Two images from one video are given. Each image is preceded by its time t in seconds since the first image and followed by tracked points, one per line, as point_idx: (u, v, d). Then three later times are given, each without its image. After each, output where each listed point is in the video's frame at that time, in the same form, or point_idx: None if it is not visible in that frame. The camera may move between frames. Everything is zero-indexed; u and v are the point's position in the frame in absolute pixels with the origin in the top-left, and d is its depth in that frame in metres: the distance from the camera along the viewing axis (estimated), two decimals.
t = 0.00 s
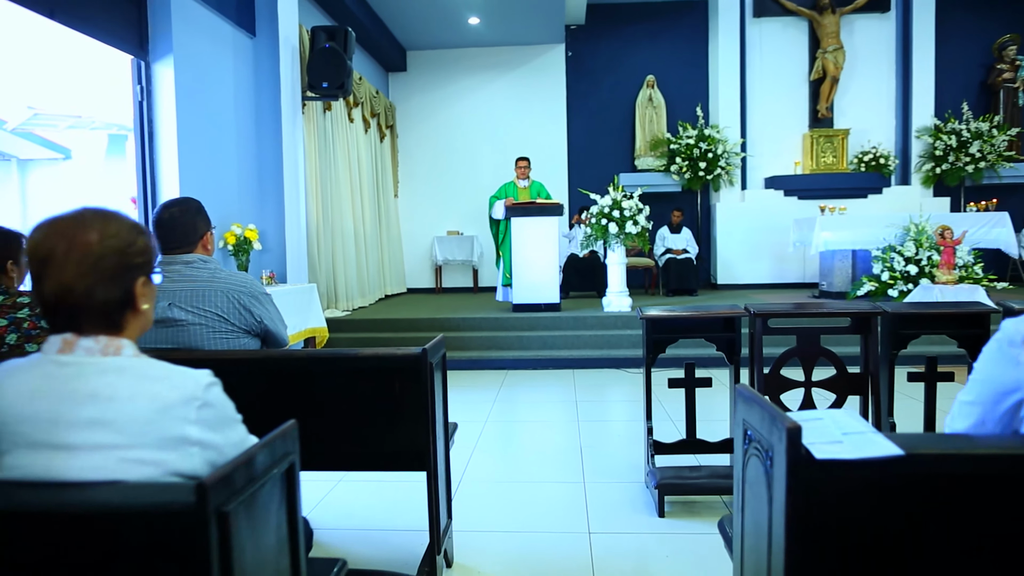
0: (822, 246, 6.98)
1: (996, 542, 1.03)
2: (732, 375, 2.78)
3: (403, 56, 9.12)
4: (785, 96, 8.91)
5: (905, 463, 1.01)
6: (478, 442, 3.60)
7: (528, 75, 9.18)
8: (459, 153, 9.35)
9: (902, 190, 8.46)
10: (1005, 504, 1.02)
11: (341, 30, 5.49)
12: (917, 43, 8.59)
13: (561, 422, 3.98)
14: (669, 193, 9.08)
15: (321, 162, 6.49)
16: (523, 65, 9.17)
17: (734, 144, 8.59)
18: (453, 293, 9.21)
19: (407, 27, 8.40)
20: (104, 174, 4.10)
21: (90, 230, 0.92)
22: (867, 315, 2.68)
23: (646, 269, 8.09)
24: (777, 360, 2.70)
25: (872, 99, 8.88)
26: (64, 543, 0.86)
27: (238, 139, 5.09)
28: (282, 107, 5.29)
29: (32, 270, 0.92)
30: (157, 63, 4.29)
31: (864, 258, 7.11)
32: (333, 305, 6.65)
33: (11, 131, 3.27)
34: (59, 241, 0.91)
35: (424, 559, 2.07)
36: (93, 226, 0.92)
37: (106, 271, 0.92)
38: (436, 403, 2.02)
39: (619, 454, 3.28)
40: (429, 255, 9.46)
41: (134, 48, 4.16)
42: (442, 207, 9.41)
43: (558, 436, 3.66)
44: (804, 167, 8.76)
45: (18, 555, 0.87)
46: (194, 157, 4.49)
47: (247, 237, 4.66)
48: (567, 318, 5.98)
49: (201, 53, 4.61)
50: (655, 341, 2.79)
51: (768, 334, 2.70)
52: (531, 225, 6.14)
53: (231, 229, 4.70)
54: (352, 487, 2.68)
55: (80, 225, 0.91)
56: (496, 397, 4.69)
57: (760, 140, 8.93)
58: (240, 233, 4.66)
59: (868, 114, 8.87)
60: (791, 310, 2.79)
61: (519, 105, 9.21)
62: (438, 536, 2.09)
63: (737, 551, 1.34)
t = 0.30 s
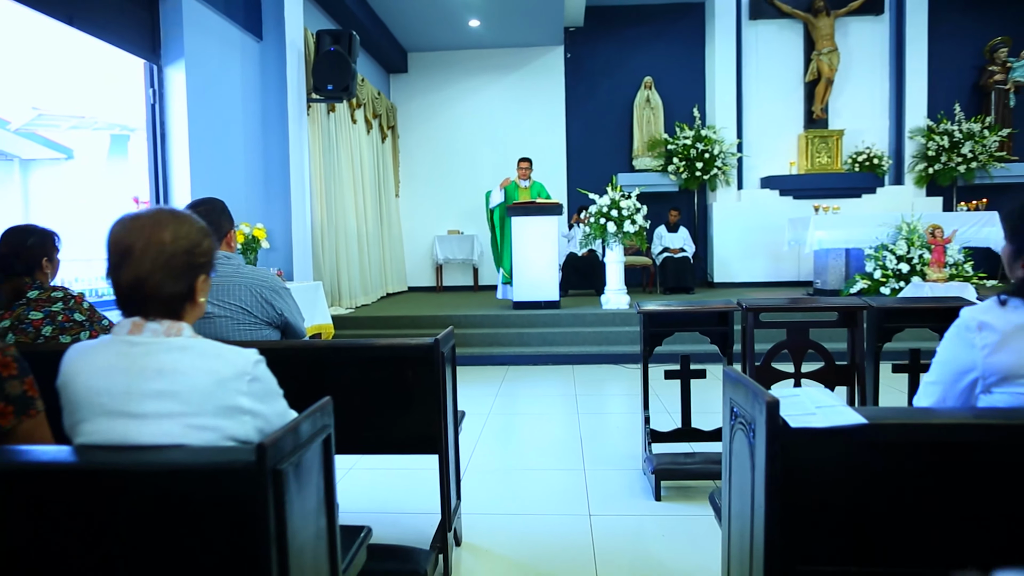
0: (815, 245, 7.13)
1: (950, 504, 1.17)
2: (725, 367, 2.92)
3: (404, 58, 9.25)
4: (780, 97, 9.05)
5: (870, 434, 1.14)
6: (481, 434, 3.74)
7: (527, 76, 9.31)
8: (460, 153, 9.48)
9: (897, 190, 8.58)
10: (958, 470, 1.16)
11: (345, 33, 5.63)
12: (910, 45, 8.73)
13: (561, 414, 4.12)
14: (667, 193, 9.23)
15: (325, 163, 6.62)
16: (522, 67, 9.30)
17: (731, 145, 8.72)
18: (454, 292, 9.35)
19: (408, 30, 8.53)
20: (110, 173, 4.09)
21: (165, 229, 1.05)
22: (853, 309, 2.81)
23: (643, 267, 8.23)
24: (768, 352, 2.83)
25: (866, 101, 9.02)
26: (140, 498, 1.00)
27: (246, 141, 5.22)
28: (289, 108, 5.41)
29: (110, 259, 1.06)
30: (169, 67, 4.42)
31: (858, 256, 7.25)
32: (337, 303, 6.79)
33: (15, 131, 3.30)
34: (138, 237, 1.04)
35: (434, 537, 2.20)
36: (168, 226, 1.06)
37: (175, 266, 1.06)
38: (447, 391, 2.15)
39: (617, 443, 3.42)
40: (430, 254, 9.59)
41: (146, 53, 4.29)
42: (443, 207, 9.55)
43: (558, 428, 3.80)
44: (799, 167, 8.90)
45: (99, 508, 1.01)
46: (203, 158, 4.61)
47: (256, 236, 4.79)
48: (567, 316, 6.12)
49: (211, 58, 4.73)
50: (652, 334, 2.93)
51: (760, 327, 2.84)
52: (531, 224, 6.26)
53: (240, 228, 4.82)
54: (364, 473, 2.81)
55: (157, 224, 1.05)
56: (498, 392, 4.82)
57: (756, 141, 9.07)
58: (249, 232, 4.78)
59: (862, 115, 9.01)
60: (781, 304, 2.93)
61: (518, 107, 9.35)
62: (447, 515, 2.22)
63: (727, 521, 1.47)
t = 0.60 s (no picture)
0: (806, 245, 7.39)
1: (912, 477, 1.30)
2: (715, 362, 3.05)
3: (402, 60, 9.37)
4: (773, 99, 9.19)
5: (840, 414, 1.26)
6: (481, 427, 3.87)
7: (524, 79, 9.45)
8: (457, 154, 9.61)
9: (887, 191, 8.75)
10: (919, 447, 1.29)
11: (347, 38, 5.70)
12: (900, 48, 8.89)
13: (558, 409, 4.26)
14: (661, 194, 9.37)
15: (326, 165, 6.74)
16: (519, 69, 9.43)
17: (724, 147, 8.87)
18: (452, 291, 9.47)
19: (406, 32, 8.65)
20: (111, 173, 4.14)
21: (219, 233, 1.19)
22: (837, 306, 2.95)
23: (638, 267, 8.37)
24: (757, 348, 2.95)
25: (856, 103, 9.18)
26: (192, 469, 1.13)
27: (250, 143, 5.33)
28: (292, 111, 5.53)
29: (169, 255, 1.19)
30: (177, 71, 4.53)
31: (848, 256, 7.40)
32: (338, 301, 6.91)
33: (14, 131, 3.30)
34: (195, 237, 1.18)
35: (440, 520, 2.33)
36: (222, 230, 1.19)
37: (224, 266, 1.18)
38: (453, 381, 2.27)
39: (613, 436, 3.56)
40: (427, 253, 9.72)
41: (155, 58, 4.41)
42: (441, 207, 9.67)
43: (556, 421, 3.93)
44: (791, 168, 9.05)
45: (156, 478, 1.15)
46: (210, 160, 4.73)
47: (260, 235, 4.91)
48: (563, 314, 6.25)
49: (217, 62, 4.85)
50: (646, 330, 3.07)
51: (749, 324, 2.97)
52: (529, 224, 6.38)
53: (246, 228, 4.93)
54: (371, 463, 2.94)
55: (213, 228, 1.19)
56: (496, 388, 4.95)
57: (749, 142, 9.21)
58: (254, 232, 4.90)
59: (853, 117, 9.17)
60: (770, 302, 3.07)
61: (515, 108, 9.49)
62: (453, 499, 2.34)
63: (716, 499, 1.61)
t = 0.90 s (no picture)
0: (802, 245, 7.37)
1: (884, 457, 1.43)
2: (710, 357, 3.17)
3: (403, 63, 9.49)
4: (769, 101, 9.32)
5: (817, 398, 1.39)
6: (483, 422, 3.98)
7: (523, 81, 9.57)
8: (457, 156, 9.74)
9: (881, 192, 8.88)
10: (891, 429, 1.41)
11: (351, 42, 5.87)
12: (894, 52, 9.02)
13: (557, 405, 4.38)
14: (659, 195, 9.50)
15: (329, 167, 6.86)
16: (519, 72, 9.56)
17: (721, 148, 8.99)
18: (452, 291, 9.59)
19: (407, 36, 8.77)
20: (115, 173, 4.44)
21: (257, 236, 1.31)
22: (826, 304, 3.08)
23: (636, 267, 8.49)
24: (749, 344, 3.07)
25: (851, 106, 9.31)
26: (232, 448, 1.26)
27: (257, 146, 5.46)
28: (297, 114, 5.66)
29: (210, 254, 1.31)
30: (186, 76, 4.65)
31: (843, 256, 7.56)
32: (341, 301, 7.03)
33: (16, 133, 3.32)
34: (235, 239, 1.30)
35: (446, 507, 2.45)
36: (259, 234, 1.31)
37: (260, 266, 1.30)
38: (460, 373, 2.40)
39: (610, 430, 3.68)
40: (428, 254, 9.84)
41: (166, 64, 4.53)
42: (442, 208, 9.80)
43: (556, 416, 4.05)
44: (787, 170, 9.17)
45: (199, 456, 1.27)
46: (218, 163, 4.84)
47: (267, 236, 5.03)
48: (562, 313, 6.37)
49: (225, 67, 4.97)
50: (643, 327, 3.20)
51: (741, 320, 3.09)
52: (529, 225, 6.50)
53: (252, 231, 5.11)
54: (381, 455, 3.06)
55: (251, 231, 1.31)
56: (497, 385, 5.07)
57: (745, 144, 9.33)
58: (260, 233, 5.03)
59: (847, 120, 9.30)
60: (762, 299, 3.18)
61: (515, 111, 9.61)
62: (459, 488, 2.46)
63: (707, 482, 1.73)
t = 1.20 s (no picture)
0: (797, 245, 7.53)
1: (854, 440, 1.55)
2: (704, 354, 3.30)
3: (405, 65, 9.62)
4: (766, 103, 9.44)
5: (793, 386, 1.52)
6: (484, 416, 4.12)
7: (524, 83, 9.69)
8: (458, 157, 9.87)
9: (876, 193, 9.00)
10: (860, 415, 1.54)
11: (355, 47, 5.92)
12: (890, 55, 9.13)
13: (557, 400, 4.51)
14: (657, 195, 9.62)
15: (333, 168, 7.00)
16: (519, 74, 9.68)
17: (718, 150, 9.10)
18: (453, 289, 9.73)
19: (409, 38, 8.90)
20: (116, 174, 4.28)
21: (285, 238, 1.44)
22: (815, 302, 3.20)
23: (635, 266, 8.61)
24: (741, 340, 3.20)
25: (847, 108, 9.43)
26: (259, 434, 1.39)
27: (263, 148, 5.58)
28: (302, 117, 5.79)
29: (242, 255, 1.44)
30: (195, 81, 4.78)
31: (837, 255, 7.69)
32: (344, 300, 7.16)
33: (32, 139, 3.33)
34: (265, 241, 1.43)
35: (450, 493, 2.57)
36: (287, 237, 1.45)
37: (287, 266, 1.43)
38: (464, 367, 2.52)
39: (607, 424, 3.81)
40: (430, 253, 9.97)
41: (176, 68, 4.66)
42: (443, 208, 9.92)
43: (555, 411, 4.18)
44: (784, 171, 9.29)
45: (229, 437, 1.39)
46: (225, 166, 4.96)
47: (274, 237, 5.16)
48: (562, 312, 6.49)
49: (233, 71, 5.10)
50: (639, 324, 3.33)
51: (733, 318, 3.22)
52: (529, 226, 6.63)
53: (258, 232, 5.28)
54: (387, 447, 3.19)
55: (280, 234, 1.44)
56: (498, 382, 5.19)
57: (743, 145, 9.45)
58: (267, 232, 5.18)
59: (843, 121, 9.41)
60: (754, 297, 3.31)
61: (515, 112, 9.74)
62: (462, 475, 2.59)
63: (694, 467, 1.85)
